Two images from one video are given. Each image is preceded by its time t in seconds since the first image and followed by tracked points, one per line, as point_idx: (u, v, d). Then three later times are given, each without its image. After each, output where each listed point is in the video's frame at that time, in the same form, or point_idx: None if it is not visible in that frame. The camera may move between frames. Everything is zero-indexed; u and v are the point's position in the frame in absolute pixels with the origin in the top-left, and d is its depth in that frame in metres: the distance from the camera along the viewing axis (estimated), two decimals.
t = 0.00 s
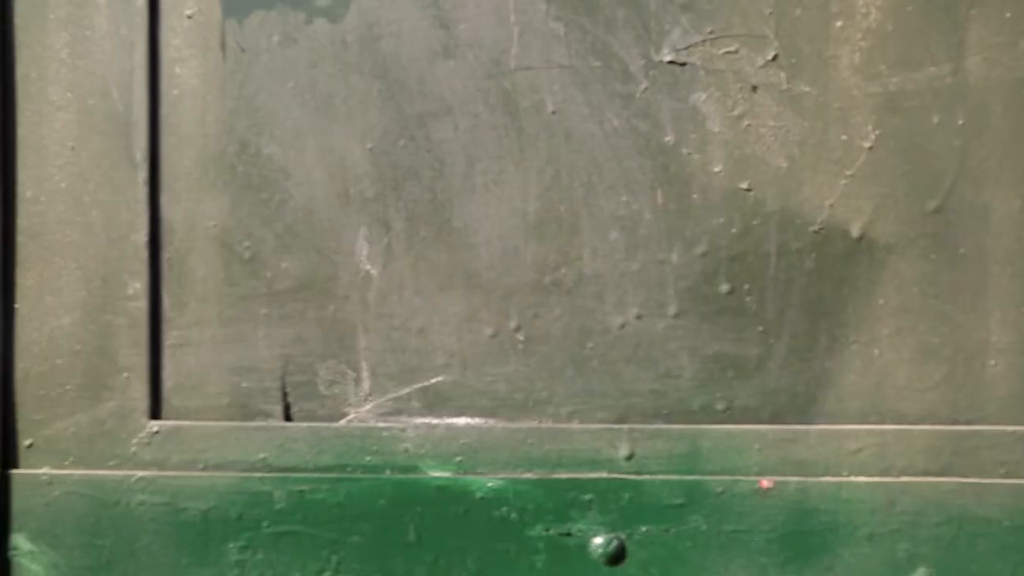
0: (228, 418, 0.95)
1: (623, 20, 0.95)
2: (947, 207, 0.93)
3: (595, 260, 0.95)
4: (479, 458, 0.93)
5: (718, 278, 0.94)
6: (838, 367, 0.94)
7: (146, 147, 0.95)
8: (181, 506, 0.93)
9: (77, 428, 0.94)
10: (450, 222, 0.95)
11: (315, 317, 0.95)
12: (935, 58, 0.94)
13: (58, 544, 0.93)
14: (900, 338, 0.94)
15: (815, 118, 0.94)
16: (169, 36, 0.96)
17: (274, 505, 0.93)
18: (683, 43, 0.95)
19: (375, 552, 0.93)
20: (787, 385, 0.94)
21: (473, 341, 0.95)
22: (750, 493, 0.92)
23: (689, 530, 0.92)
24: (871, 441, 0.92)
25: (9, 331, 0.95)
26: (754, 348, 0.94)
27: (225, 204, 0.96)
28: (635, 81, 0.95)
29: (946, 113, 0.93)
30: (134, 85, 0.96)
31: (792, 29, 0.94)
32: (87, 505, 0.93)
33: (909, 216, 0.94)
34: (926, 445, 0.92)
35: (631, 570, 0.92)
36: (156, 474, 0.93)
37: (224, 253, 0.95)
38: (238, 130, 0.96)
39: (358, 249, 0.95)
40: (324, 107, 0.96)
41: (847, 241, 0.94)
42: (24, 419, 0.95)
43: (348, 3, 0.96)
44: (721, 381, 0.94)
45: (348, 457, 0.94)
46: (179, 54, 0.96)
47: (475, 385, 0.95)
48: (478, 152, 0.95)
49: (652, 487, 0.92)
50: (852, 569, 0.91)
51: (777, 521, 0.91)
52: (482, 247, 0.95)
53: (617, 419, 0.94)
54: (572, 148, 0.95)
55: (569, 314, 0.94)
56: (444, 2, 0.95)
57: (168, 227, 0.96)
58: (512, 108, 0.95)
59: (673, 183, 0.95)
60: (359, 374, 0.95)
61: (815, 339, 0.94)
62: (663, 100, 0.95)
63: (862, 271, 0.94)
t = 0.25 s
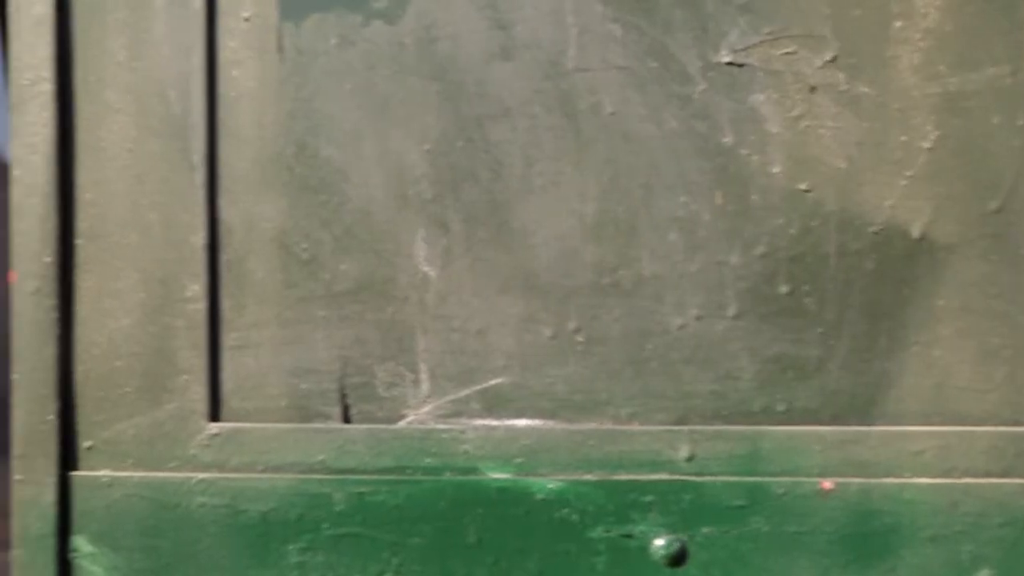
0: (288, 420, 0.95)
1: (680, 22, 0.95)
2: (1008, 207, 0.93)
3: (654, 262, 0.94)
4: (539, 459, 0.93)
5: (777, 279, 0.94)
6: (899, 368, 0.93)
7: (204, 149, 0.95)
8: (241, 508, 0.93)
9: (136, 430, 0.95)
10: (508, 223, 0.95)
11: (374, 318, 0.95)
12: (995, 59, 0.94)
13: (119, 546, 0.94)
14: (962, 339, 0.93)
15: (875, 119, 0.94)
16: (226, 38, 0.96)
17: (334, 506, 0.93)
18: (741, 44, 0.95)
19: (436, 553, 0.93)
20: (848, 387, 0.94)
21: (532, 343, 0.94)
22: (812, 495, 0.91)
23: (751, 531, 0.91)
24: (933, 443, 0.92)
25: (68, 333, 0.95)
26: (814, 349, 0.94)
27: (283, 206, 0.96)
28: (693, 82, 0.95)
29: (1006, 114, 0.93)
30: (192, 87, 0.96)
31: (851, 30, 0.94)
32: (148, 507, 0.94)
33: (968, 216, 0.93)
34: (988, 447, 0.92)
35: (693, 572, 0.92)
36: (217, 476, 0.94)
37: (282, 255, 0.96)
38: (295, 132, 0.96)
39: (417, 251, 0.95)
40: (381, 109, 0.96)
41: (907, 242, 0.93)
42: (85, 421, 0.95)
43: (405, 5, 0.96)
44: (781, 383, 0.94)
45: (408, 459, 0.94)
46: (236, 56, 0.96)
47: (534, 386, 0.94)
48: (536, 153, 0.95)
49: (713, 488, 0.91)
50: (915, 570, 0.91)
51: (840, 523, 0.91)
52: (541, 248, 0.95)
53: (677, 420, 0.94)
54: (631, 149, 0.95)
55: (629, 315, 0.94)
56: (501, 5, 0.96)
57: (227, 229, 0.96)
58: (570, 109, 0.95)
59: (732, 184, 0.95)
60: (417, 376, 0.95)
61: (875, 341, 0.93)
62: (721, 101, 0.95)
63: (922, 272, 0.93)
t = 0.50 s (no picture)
0: (360, 426, 0.95)
1: (753, 27, 0.94)
2: None
3: (728, 268, 0.94)
4: (612, 464, 0.93)
5: (851, 285, 0.94)
6: (974, 374, 0.93)
7: (277, 155, 0.95)
8: (314, 513, 0.94)
9: (209, 435, 0.95)
10: (580, 229, 0.95)
11: (446, 324, 0.95)
12: None
13: (193, 550, 0.94)
14: None
15: (949, 124, 0.94)
16: (298, 44, 0.96)
17: (407, 512, 0.93)
18: (815, 49, 0.94)
19: (509, 559, 0.92)
20: (923, 394, 0.93)
21: (605, 348, 0.94)
22: (888, 501, 0.91)
23: (826, 538, 0.90)
24: (1010, 450, 0.92)
25: (141, 338, 0.96)
26: (889, 356, 0.93)
27: (356, 211, 0.96)
28: (766, 88, 0.94)
29: None
30: (265, 93, 0.96)
31: (925, 35, 0.94)
32: (221, 512, 0.94)
33: None
34: None
35: None
36: (289, 481, 0.94)
37: (354, 260, 0.96)
38: (368, 138, 0.96)
39: (488, 256, 0.95)
40: (454, 114, 0.96)
41: (982, 248, 0.93)
42: (158, 425, 0.96)
43: (477, 11, 0.96)
44: (855, 389, 0.93)
45: (480, 464, 0.93)
46: (308, 62, 0.96)
47: (606, 392, 0.94)
48: (608, 159, 0.95)
49: (789, 495, 0.91)
50: None
51: (916, 529, 0.90)
52: (614, 254, 0.95)
53: (750, 426, 0.93)
54: (703, 155, 0.95)
55: (701, 321, 0.94)
56: (573, 10, 0.95)
57: (299, 234, 0.96)
58: (642, 115, 0.95)
59: (805, 190, 0.94)
60: (489, 381, 0.95)
61: (951, 347, 0.93)
62: (795, 107, 0.94)
63: (997, 277, 0.93)
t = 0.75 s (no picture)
0: (448, 441, 0.95)
1: (840, 42, 0.94)
2: None
3: (816, 283, 0.94)
4: (702, 481, 0.93)
5: (941, 301, 0.93)
6: None
7: (364, 171, 0.96)
8: (403, 529, 0.93)
9: (298, 451, 0.95)
10: (668, 244, 0.95)
11: (534, 340, 0.95)
12: None
13: (281, 566, 0.94)
14: None
15: None
16: (384, 61, 0.96)
17: (496, 528, 0.93)
18: (903, 64, 0.94)
19: None
20: (1015, 410, 0.93)
21: (693, 364, 0.95)
22: (982, 518, 0.90)
23: (919, 555, 0.90)
24: None
25: (229, 354, 0.96)
26: (979, 371, 0.93)
27: (442, 228, 0.96)
28: (854, 103, 0.94)
29: None
30: (351, 110, 0.96)
31: (1013, 51, 0.94)
32: (310, 528, 0.94)
33: None
34: None
35: None
36: (378, 496, 0.94)
37: (441, 276, 0.96)
38: (454, 154, 0.96)
39: (576, 272, 0.95)
40: (539, 131, 0.96)
41: None
42: (246, 441, 0.96)
43: (562, 27, 0.96)
44: (946, 405, 0.93)
45: (570, 480, 0.94)
46: (394, 78, 0.96)
47: (695, 407, 0.94)
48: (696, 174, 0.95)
49: (881, 512, 0.90)
50: None
51: (1011, 547, 0.90)
52: (701, 269, 0.95)
53: (840, 443, 0.93)
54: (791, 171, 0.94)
55: (790, 336, 0.94)
56: (659, 26, 0.95)
57: (386, 251, 0.96)
58: (729, 131, 0.95)
59: (894, 205, 0.94)
60: (577, 397, 0.95)
61: None
62: (883, 122, 0.94)
63: None
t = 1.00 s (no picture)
0: (554, 452, 0.95)
1: (951, 53, 0.94)
2: None
3: (928, 295, 0.93)
4: (813, 494, 0.92)
5: None
6: None
7: (470, 183, 0.96)
8: (512, 541, 0.93)
9: (404, 462, 0.95)
10: (777, 256, 0.94)
11: (641, 351, 0.95)
12: None
13: None
14: None
15: None
16: (490, 73, 0.97)
17: (606, 540, 0.93)
18: (1016, 75, 0.93)
19: None
20: None
21: (802, 376, 0.94)
22: None
23: None
24: None
25: (336, 365, 0.96)
26: None
27: (549, 239, 0.96)
28: (966, 114, 0.94)
29: None
30: (457, 121, 0.96)
31: None
32: (418, 539, 0.94)
33: None
34: None
35: None
36: (486, 508, 0.94)
37: (548, 287, 0.96)
38: (560, 166, 0.96)
39: (683, 284, 0.95)
40: (646, 142, 0.96)
41: None
42: (352, 452, 0.96)
43: (669, 39, 0.96)
44: None
45: (679, 493, 0.93)
46: (500, 90, 0.97)
47: (805, 420, 0.93)
48: (804, 186, 0.94)
49: (997, 526, 0.89)
50: None
51: None
52: (811, 281, 0.94)
53: (953, 456, 0.92)
54: (901, 182, 0.94)
55: (901, 349, 0.93)
56: (768, 37, 0.95)
57: (491, 262, 0.96)
58: (838, 142, 0.94)
59: (1008, 217, 0.93)
60: (685, 409, 0.94)
61: None
62: (996, 133, 0.93)
63: None
